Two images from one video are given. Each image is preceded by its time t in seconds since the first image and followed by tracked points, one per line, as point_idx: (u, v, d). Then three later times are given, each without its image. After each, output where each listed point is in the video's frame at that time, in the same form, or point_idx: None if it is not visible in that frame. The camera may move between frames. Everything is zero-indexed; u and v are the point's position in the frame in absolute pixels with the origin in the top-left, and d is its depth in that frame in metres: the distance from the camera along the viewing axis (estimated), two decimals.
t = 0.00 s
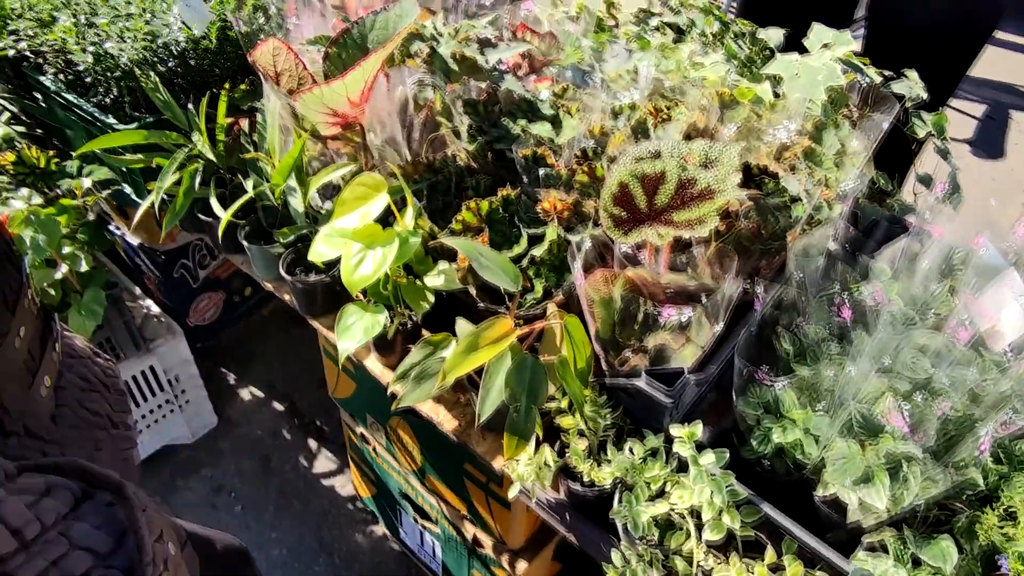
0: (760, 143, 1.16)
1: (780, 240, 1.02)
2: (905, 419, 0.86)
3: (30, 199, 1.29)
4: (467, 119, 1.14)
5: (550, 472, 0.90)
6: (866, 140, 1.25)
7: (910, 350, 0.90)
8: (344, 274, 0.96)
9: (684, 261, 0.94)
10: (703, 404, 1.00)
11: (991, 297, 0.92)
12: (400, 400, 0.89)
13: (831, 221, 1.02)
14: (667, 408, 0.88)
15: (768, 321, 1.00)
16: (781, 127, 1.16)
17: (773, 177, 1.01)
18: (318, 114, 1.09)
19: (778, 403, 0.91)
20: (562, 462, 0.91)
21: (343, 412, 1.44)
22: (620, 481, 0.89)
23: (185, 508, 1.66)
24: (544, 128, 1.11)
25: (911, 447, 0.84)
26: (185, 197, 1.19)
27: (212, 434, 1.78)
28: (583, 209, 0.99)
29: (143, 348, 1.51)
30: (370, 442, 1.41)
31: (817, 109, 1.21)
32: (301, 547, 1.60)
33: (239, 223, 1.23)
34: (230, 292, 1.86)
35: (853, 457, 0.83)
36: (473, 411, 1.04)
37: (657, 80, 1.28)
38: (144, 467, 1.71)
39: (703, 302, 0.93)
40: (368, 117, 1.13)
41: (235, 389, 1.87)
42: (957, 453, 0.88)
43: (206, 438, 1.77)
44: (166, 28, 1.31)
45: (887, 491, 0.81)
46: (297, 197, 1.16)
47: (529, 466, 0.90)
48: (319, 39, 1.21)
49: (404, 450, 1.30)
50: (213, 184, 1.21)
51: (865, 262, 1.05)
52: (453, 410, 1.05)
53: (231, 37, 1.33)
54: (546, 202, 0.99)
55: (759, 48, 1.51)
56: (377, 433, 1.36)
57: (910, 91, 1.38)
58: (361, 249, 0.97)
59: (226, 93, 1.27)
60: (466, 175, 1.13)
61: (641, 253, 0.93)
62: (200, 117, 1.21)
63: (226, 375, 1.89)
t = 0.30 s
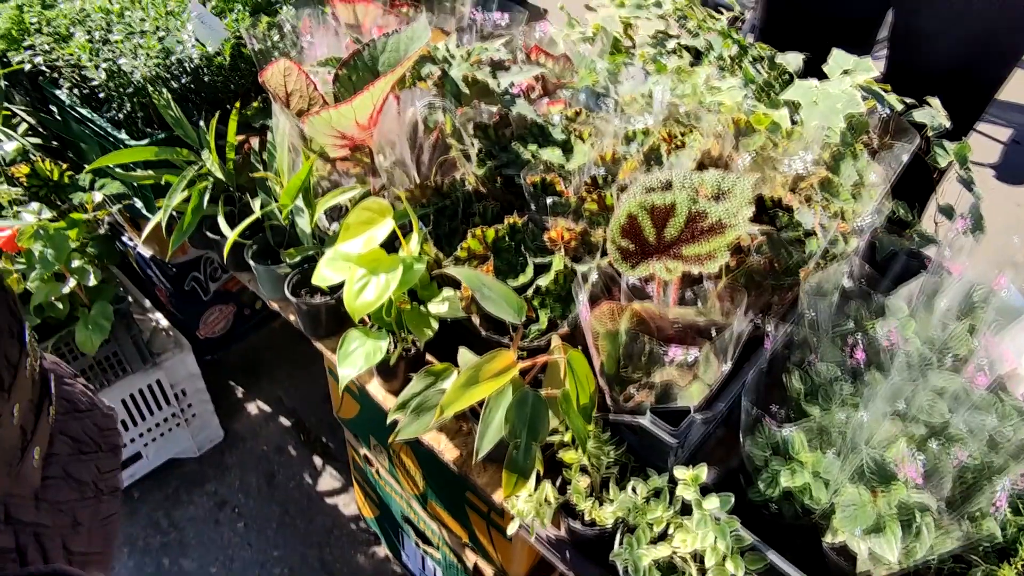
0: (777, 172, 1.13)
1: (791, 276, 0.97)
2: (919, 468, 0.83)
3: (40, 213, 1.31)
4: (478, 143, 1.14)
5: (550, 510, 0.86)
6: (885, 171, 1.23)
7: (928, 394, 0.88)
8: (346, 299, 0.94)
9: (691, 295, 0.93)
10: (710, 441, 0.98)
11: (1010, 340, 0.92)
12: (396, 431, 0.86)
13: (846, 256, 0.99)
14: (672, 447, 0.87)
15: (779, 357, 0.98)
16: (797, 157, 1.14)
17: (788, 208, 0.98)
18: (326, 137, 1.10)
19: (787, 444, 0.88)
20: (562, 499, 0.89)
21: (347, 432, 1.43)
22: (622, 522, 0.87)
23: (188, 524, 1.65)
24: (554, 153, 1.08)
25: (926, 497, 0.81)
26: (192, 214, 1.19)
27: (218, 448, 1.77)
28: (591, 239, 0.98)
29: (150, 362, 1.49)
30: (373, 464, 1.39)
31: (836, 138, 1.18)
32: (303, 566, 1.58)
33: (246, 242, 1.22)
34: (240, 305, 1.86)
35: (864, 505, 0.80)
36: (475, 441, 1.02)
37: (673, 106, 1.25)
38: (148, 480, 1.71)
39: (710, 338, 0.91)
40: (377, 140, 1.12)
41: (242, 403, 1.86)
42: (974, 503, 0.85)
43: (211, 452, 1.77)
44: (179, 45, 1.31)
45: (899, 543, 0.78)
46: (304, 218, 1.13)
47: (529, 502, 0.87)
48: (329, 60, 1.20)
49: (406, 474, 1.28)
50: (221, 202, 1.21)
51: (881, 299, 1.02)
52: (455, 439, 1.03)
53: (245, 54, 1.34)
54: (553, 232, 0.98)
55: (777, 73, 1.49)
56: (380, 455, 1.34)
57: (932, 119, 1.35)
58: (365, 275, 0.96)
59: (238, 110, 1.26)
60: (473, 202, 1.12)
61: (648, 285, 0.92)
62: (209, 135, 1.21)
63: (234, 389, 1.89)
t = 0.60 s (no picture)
0: (784, 194, 1.11)
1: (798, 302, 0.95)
2: (924, 505, 0.81)
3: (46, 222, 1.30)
4: (482, 159, 1.12)
5: (544, 537, 0.85)
6: (897, 195, 1.20)
7: (935, 427, 0.85)
8: (343, 316, 0.93)
9: (692, 319, 0.90)
10: (710, 469, 0.96)
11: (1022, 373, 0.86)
12: (388, 453, 0.85)
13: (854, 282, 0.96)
14: (668, 477, 0.85)
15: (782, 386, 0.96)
16: (806, 180, 1.11)
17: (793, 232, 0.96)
18: (328, 151, 1.09)
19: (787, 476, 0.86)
20: (557, 526, 0.87)
21: (347, 447, 1.42)
22: (617, 551, 0.85)
23: (187, 534, 1.64)
24: (557, 171, 1.07)
25: (931, 535, 0.79)
26: (195, 225, 1.18)
27: (220, 458, 1.77)
28: (592, 259, 0.95)
29: (152, 372, 1.49)
30: (372, 480, 1.37)
31: (849, 157, 1.16)
32: None
33: (248, 254, 1.22)
34: (246, 314, 1.86)
35: (866, 542, 0.77)
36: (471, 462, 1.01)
37: (681, 123, 1.23)
38: (150, 489, 1.70)
39: (710, 364, 0.89)
40: (379, 155, 1.11)
41: (246, 413, 1.86)
42: (980, 540, 0.83)
43: (214, 462, 1.76)
44: (187, 57, 1.31)
45: None
46: (304, 230, 1.13)
47: (522, 528, 0.85)
48: (334, 75, 1.20)
49: (404, 492, 1.26)
50: (225, 214, 1.21)
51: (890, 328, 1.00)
52: (451, 459, 1.02)
53: (253, 66, 1.35)
54: (553, 252, 0.96)
55: (790, 91, 1.47)
56: (378, 471, 1.33)
57: (947, 141, 1.32)
58: (362, 291, 0.95)
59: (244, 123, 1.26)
60: (475, 219, 1.09)
61: (651, 308, 0.90)
62: (214, 147, 1.20)
63: (238, 398, 1.89)
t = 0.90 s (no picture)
0: (788, 216, 1.11)
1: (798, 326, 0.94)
2: (922, 538, 0.79)
3: (54, 233, 1.35)
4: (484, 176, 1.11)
5: (537, 560, 0.85)
6: (903, 217, 1.19)
7: (938, 457, 0.84)
8: (342, 332, 0.93)
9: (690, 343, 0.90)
10: (708, 494, 0.95)
11: None
12: (381, 472, 0.85)
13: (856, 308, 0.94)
14: (663, 502, 0.84)
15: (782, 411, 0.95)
16: (811, 202, 1.10)
17: (796, 255, 0.95)
18: (331, 167, 1.10)
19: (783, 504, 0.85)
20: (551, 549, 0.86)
21: (348, 460, 1.41)
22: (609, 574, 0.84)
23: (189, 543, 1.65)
24: (559, 190, 1.07)
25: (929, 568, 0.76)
26: (199, 237, 1.19)
27: (223, 467, 1.77)
28: (591, 280, 0.95)
29: (157, 381, 1.50)
30: (372, 494, 1.37)
31: (856, 178, 1.16)
32: None
33: (251, 267, 1.22)
34: (253, 324, 1.87)
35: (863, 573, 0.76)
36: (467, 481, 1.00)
37: (687, 142, 1.23)
38: (153, 497, 1.71)
39: (708, 389, 0.88)
40: (382, 171, 1.12)
41: (251, 422, 1.86)
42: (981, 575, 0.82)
43: (217, 471, 1.76)
44: (197, 70, 1.32)
45: None
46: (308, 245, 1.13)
47: (516, 550, 0.85)
48: (338, 90, 1.20)
49: (403, 508, 1.25)
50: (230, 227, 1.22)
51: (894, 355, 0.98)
52: (448, 478, 1.01)
53: (262, 79, 1.35)
54: (552, 272, 0.95)
55: (799, 110, 1.46)
56: (378, 486, 1.32)
57: (958, 163, 1.30)
58: (361, 308, 0.95)
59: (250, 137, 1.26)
60: (477, 236, 1.08)
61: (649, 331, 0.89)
62: (220, 161, 1.21)
63: (243, 408, 1.89)
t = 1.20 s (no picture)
0: (798, 235, 1.09)
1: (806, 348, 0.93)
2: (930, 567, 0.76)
3: (65, 241, 1.37)
4: (493, 192, 1.12)
5: None
6: (914, 239, 1.18)
7: (945, 485, 0.82)
8: (345, 346, 0.93)
9: (696, 364, 0.88)
10: (712, 516, 0.94)
11: None
12: (380, 489, 0.84)
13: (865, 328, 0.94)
14: (664, 525, 0.83)
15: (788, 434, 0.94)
16: (820, 221, 1.09)
17: (804, 276, 0.94)
18: (339, 180, 1.10)
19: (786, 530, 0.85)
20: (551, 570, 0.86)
21: (353, 472, 1.41)
22: None
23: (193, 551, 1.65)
24: (567, 206, 1.07)
25: None
26: (208, 247, 1.20)
27: (230, 475, 1.78)
28: (596, 297, 0.95)
29: (166, 389, 1.51)
30: (376, 507, 1.37)
31: (868, 198, 1.15)
32: None
33: (259, 278, 1.23)
34: (263, 332, 1.86)
35: None
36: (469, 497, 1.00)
37: (697, 159, 1.22)
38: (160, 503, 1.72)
39: (713, 410, 0.87)
40: (389, 184, 1.11)
41: (258, 430, 1.87)
42: None
43: (224, 479, 1.77)
44: (210, 81, 1.34)
45: None
46: (315, 257, 1.13)
47: (516, 570, 0.84)
48: (348, 104, 1.20)
49: (406, 521, 1.25)
50: (238, 237, 1.23)
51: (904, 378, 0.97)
52: (449, 494, 1.00)
53: (273, 90, 1.36)
54: (557, 289, 0.95)
55: (811, 127, 1.45)
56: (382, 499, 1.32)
57: (973, 183, 1.28)
58: (365, 322, 0.95)
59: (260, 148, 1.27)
60: (483, 251, 1.09)
61: (655, 350, 0.88)
62: (230, 172, 1.22)
63: (251, 416, 1.90)
